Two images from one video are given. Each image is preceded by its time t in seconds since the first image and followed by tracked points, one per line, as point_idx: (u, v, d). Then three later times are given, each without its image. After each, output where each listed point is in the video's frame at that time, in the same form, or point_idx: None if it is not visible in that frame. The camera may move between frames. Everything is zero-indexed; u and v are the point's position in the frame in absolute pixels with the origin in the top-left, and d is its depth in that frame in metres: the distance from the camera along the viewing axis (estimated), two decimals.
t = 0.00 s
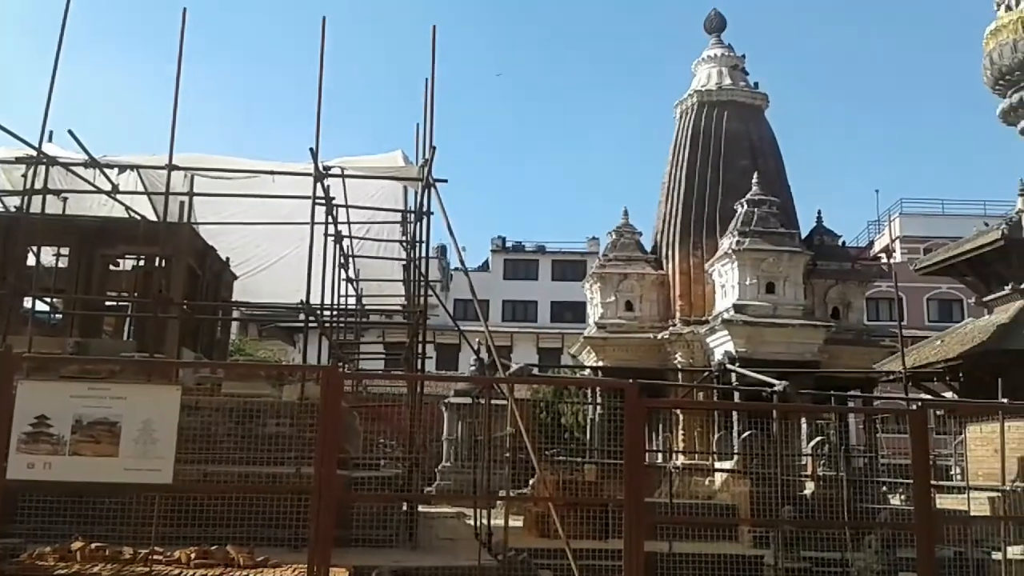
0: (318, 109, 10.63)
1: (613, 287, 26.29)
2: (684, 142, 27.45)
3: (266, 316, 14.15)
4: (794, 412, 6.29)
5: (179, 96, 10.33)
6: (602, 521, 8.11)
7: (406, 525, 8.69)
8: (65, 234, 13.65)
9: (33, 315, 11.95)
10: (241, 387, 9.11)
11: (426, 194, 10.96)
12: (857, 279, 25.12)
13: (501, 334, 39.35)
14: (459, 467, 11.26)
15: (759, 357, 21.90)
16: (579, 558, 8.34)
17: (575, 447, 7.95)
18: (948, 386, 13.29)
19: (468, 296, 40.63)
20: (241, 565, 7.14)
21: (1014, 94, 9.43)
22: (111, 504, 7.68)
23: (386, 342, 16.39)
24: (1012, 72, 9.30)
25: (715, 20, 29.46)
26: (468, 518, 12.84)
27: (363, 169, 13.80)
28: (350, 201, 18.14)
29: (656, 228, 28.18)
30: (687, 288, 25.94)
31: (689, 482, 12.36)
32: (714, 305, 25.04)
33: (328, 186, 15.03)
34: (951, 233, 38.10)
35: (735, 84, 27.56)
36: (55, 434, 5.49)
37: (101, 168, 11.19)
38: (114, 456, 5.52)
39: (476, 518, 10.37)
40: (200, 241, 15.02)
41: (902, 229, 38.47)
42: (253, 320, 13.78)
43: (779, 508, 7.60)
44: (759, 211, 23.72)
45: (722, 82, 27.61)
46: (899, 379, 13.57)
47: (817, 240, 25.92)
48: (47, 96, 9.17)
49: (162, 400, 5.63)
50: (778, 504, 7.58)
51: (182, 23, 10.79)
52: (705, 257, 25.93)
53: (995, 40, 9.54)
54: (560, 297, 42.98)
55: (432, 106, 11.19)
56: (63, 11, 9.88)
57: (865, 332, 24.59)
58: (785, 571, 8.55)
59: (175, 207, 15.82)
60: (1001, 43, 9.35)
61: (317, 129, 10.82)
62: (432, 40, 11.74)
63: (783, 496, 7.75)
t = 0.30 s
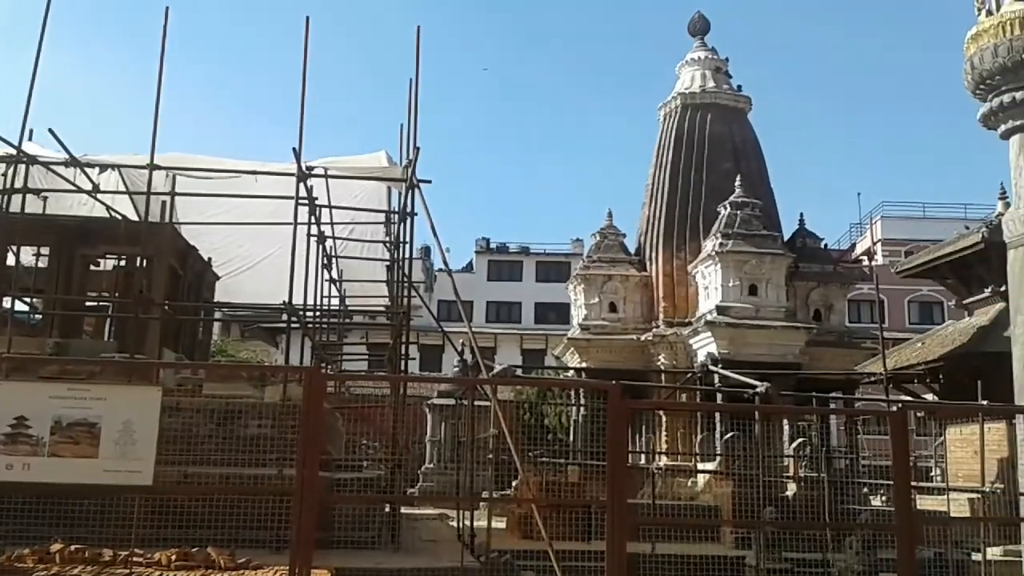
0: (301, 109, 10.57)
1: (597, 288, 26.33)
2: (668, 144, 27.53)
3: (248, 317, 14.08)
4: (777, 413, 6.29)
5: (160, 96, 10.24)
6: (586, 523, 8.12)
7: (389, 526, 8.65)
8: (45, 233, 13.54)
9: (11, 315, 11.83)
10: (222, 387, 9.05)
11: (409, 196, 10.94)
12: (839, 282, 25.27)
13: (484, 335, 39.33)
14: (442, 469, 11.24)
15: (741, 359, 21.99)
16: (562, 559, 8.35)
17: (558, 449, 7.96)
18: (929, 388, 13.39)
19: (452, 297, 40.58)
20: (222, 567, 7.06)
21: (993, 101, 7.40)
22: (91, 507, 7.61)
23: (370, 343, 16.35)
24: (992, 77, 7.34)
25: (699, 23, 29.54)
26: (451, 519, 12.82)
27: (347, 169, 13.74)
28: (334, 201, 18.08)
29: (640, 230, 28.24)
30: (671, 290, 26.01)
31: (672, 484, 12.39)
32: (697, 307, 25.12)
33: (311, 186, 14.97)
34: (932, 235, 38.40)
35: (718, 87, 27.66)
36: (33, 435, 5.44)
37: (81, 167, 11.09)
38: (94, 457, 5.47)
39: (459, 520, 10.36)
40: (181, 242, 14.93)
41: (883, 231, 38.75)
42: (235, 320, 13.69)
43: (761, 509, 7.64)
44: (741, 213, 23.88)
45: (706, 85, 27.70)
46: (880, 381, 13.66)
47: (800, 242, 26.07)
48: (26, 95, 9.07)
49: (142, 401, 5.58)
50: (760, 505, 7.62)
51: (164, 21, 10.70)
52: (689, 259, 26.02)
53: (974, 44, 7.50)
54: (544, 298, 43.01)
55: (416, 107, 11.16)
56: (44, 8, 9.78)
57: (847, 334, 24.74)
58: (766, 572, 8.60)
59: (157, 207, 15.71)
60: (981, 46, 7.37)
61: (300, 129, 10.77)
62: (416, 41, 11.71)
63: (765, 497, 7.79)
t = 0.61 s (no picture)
0: (288, 110, 10.52)
1: (583, 290, 26.37)
2: (655, 146, 27.60)
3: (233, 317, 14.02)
4: (763, 414, 6.30)
5: (145, 94, 10.17)
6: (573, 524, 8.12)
7: (375, 527, 8.62)
8: (29, 232, 13.44)
9: None
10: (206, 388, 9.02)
11: (396, 196, 10.91)
12: (824, 284, 25.39)
13: (471, 336, 39.31)
14: (428, 470, 11.23)
15: (727, 360, 22.09)
16: (547, 560, 8.34)
17: (544, 450, 7.96)
18: (914, 390, 13.46)
19: (438, 297, 40.54)
20: (206, 568, 7.02)
21: (977, 104, 7.43)
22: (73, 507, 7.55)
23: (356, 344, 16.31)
24: (977, 81, 7.38)
25: (686, 26, 29.65)
26: (437, 520, 12.81)
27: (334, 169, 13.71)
28: (321, 201, 18.03)
29: (627, 231, 28.29)
30: (657, 291, 26.07)
31: (658, 485, 12.40)
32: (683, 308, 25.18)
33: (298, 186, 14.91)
34: (917, 238, 38.64)
35: (705, 89, 27.73)
36: (15, 435, 5.40)
37: (65, 166, 11.01)
38: (77, 458, 5.43)
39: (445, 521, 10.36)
40: (167, 241, 14.85)
41: (868, 234, 38.97)
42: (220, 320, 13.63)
43: (746, 510, 7.66)
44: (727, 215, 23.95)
45: (693, 87, 27.77)
46: (864, 383, 13.72)
47: (785, 244, 26.19)
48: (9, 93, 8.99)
49: (126, 402, 5.54)
50: (746, 506, 7.64)
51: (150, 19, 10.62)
52: (675, 261, 26.09)
53: (960, 47, 7.54)
54: (531, 299, 43.03)
55: (403, 107, 11.14)
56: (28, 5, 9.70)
57: (832, 336, 24.85)
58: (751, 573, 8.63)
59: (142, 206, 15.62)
60: (967, 49, 7.41)
61: (287, 128, 10.72)
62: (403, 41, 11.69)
63: (751, 499, 7.81)
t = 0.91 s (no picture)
0: (274, 106, 10.45)
1: (569, 288, 26.38)
2: (641, 145, 27.65)
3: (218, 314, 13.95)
4: (747, 413, 6.32)
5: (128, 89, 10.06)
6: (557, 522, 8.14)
7: (359, 525, 8.60)
8: (10, 227, 13.32)
9: None
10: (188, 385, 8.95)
11: (382, 193, 10.89)
12: (808, 283, 25.51)
13: (456, 334, 39.28)
14: (413, 467, 11.22)
15: (712, 359, 22.16)
16: (532, 558, 8.35)
17: (529, 448, 7.96)
18: (897, 388, 13.53)
19: (424, 295, 40.47)
20: (189, 566, 6.98)
21: (960, 105, 7.49)
22: (55, 505, 7.51)
23: (341, 341, 16.27)
24: (960, 82, 7.44)
25: (672, 25, 29.69)
26: (421, 518, 12.80)
27: (319, 166, 13.65)
28: (306, 198, 17.96)
29: (613, 229, 28.33)
30: (643, 289, 26.13)
31: (642, 482, 12.42)
32: (669, 307, 25.24)
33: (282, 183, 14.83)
34: (900, 237, 38.88)
35: (691, 88, 27.79)
36: None
37: (48, 161, 10.92)
38: (59, 455, 5.39)
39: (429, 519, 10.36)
40: (150, 237, 14.75)
41: (852, 233, 39.19)
42: (204, 317, 13.55)
43: (730, 508, 7.69)
44: (713, 214, 24.00)
45: (679, 86, 27.83)
46: (848, 381, 13.79)
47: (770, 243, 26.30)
48: None
49: (109, 399, 5.50)
50: (729, 504, 7.66)
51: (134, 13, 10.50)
52: (660, 259, 26.14)
53: (943, 48, 7.60)
54: (516, 297, 43.02)
55: (389, 104, 11.11)
56: None
57: (816, 335, 24.98)
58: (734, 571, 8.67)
59: (125, 202, 15.51)
60: (950, 50, 7.47)
61: (271, 124, 10.66)
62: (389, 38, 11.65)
63: (734, 497, 7.84)
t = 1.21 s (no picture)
0: (258, 105, 10.40)
1: (554, 290, 26.40)
2: (626, 148, 27.71)
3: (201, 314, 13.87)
4: (731, 415, 6.32)
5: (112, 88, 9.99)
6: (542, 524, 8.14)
7: (341, 527, 8.57)
8: None
9: None
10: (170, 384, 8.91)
11: (366, 194, 10.86)
12: (792, 287, 25.62)
13: (441, 336, 39.23)
14: (397, 469, 11.18)
15: (696, 361, 22.23)
16: (516, 561, 8.33)
17: (514, 450, 7.94)
18: (880, 392, 13.60)
19: (409, 297, 40.39)
20: (170, 568, 6.93)
21: (943, 110, 7.55)
22: (35, 505, 7.45)
23: (325, 343, 16.21)
24: (943, 87, 7.50)
25: (658, 29, 29.78)
26: (405, 520, 12.76)
27: (305, 167, 13.57)
28: (291, 199, 17.89)
29: (598, 232, 28.36)
30: (628, 292, 26.17)
31: (627, 484, 12.43)
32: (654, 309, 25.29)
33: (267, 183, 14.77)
34: (884, 241, 39.10)
35: (677, 91, 27.86)
36: None
37: (30, 160, 10.83)
38: (39, 457, 5.34)
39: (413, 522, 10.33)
40: (133, 238, 14.67)
41: (836, 237, 39.39)
42: (187, 318, 13.47)
43: (714, 510, 7.70)
44: (697, 217, 24.06)
45: (664, 90, 27.90)
46: (831, 384, 13.85)
47: (755, 247, 26.40)
48: None
49: (90, 401, 5.44)
50: (713, 506, 7.68)
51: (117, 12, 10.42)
52: (646, 262, 26.19)
53: (925, 53, 7.66)
54: (502, 299, 43.02)
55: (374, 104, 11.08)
56: None
57: (800, 338, 25.09)
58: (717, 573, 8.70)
59: (108, 202, 15.42)
60: (933, 56, 7.53)
61: (256, 124, 10.60)
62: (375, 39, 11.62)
63: (718, 499, 7.85)
